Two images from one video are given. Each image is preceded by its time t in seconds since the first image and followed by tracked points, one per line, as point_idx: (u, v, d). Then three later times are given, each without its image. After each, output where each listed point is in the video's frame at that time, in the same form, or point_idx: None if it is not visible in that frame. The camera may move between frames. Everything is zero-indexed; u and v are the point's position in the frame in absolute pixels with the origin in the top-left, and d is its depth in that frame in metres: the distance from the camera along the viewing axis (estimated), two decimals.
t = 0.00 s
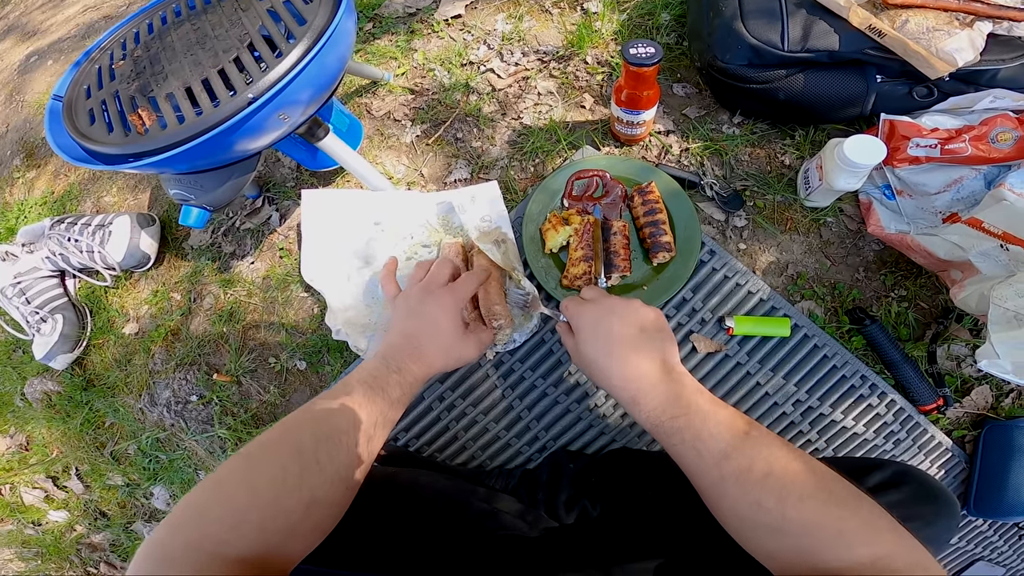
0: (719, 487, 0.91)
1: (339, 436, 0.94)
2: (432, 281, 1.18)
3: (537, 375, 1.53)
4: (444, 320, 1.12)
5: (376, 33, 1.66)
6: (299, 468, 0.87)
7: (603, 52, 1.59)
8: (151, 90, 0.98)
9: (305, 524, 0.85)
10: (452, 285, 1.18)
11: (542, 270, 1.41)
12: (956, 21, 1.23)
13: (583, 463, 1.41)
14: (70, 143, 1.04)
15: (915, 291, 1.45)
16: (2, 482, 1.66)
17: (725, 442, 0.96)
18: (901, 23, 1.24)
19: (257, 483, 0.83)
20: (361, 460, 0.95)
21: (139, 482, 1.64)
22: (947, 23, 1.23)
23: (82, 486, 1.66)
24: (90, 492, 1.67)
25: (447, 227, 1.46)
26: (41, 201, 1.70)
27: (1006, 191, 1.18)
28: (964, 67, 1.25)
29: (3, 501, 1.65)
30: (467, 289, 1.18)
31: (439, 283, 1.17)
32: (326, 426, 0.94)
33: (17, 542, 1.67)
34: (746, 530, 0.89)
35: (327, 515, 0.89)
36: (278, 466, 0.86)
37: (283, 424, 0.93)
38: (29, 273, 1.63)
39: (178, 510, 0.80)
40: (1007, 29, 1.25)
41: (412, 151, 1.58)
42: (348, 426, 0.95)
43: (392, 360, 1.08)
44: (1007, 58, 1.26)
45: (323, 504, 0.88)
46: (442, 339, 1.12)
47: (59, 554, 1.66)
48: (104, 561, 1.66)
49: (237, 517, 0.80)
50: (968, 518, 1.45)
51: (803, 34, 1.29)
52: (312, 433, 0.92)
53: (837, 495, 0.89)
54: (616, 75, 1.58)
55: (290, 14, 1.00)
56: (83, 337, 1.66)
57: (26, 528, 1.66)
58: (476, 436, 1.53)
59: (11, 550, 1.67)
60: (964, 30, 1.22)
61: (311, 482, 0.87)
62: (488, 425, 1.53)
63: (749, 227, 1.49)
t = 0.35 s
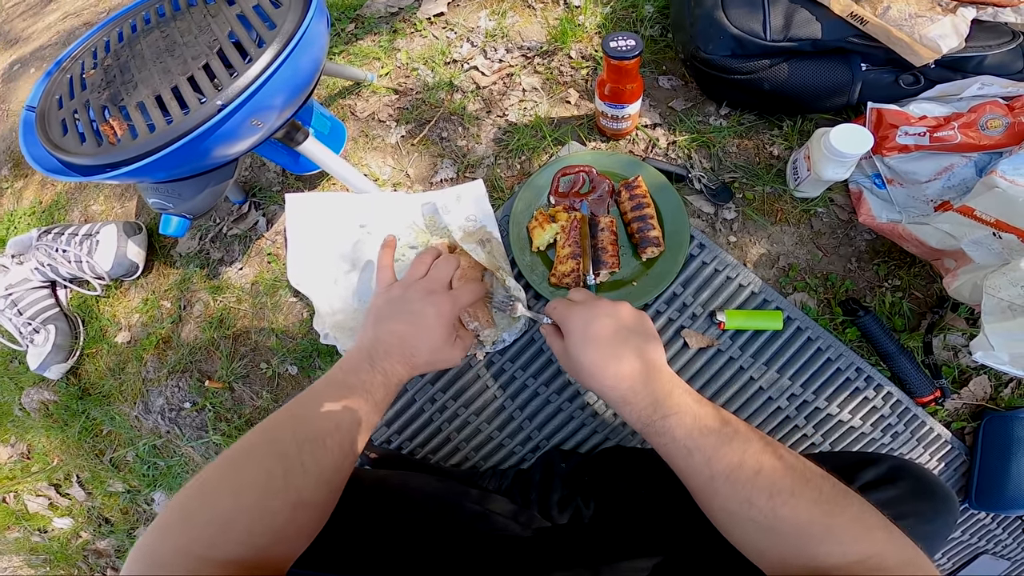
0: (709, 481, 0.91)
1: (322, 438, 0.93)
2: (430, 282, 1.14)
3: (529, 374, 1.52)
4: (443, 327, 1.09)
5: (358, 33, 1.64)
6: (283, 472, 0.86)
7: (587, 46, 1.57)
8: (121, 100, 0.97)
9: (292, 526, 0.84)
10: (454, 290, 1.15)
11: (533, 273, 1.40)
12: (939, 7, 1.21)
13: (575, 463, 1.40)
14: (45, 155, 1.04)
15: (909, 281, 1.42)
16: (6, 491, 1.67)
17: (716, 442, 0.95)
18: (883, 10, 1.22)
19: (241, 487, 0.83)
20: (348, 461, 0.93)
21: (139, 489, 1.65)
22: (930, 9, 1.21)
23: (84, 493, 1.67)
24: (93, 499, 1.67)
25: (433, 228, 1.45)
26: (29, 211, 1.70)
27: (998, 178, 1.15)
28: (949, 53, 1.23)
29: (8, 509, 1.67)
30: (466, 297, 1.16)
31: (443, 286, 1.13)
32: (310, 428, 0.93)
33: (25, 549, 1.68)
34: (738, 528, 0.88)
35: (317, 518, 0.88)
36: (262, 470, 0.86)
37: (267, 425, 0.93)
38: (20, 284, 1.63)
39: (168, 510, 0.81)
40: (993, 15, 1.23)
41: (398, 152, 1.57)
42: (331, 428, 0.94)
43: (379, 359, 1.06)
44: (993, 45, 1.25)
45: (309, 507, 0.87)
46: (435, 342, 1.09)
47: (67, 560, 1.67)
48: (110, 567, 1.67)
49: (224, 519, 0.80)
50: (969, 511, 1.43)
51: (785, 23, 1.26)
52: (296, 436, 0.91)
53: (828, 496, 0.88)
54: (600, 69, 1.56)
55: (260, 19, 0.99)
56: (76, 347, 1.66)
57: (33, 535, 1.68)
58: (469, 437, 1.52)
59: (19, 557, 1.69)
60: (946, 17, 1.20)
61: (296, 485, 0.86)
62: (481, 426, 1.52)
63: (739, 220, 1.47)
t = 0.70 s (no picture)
0: (668, 466, 0.89)
1: (287, 447, 0.93)
2: (396, 288, 1.11)
3: (514, 375, 1.51)
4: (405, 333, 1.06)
5: (329, 39, 1.63)
6: (250, 482, 0.86)
7: (559, 41, 1.56)
8: (77, 118, 0.98)
9: (265, 536, 0.83)
10: (417, 295, 1.11)
11: (509, 269, 1.37)
12: None
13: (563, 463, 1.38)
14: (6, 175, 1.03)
15: (895, 264, 1.40)
16: (12, 507, 1.68)
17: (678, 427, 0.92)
18: None
19: (209, 499, 0.83)
20: (316, 467, 0.93)
21: (140, 501, 1.65)
22: None
23: (87, 507, 1.67)
24: (96, 513, 1.68)
25: (411, 232, 1.44)
26: (12, 231, 1.71)
27: (977, 157, 1.14)
28: (917, 32, 1.22)
29: (16, 524, 1.68)
30: (431, 301, 1.12)
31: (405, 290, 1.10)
32: (274, 438, 0.93)
33: (37, 562, 1.70)
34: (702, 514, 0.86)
35: (290, 528, 0.87)
36: (229, 481, 0.85)
37: (233, 439, 0.93)
38: (7, 305, 1.64)
39: (141, 525, 0.81)
40: None
41: (373, 156, 1.56)
42: (296, 436, 0.94)
43: (342, 368, 1.04)
44: (961, 23, 1.23)
45: (280, 516, 0.86)
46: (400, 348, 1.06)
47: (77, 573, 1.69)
48: None
49: (194, 532, 0.79)
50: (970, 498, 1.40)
51: (751, 7, 1.26)
52: (260, 447, 0.91)
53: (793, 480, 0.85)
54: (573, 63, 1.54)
55: (210, 32, 0.99)
56: (67, 365, 1.66)
57: (43, 549, 1.69)
58: (457, 441, 1.52)
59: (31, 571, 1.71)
60: None
61: (264, 494, 0.86)
62: (468, 429, 1.51)
63: (719, 209, 1.44)
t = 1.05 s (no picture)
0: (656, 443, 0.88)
1: (266, 458, 0.92)
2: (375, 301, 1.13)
3: (508, 378, 1.50)
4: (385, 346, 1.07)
5: (311, 44, 1.62)
6: (229, 495, 0.86)
7: (541, 38, 1.55)
8: (49, 135, 0.98)
9: (246, 546, 0.84)
10: (397, 306, 1.13)
11: (496, 270, 1.35)
12: None
13: (557, 467, 1.34)
14: None
15: (892, 255, 1.37)
16: (22, 519, 1.69)
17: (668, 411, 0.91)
18: None
19: (190, 513, 0.83)
20: (297, 477, 0.93)
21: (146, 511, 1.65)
22: None
23: (95, 517, 1.68)
24: (105, 522, 1.68)
25: (398, 239, 1.43)
26: (7, 247, 1.72)
27: (969, 146, 1.11)
28: (901, 18, 1.21)
29: (28, 535, 1.69)
30: (410, 312, 1.14)
31: (385, 302, 1.12)
32: (253, 450, 0.92)
33: (51, 572, 1.72)
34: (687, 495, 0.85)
35: (273, 537, 0.87)
36: (207, 494, 0.85)
37: (214, 451, 0.92)
38: (4, 322, 1.64)
39: (129, 538, 0.81)
40: None
41: (359, 162, 1.55)
42: (274, 447, 0.94)
43: (321, 380, 1.03)
44: (946, 8, 1.23)
45: (262, 525, 0.86)
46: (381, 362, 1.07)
47: None
48: None
49: (174, 546, 0.80)
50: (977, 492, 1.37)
51: None
52: (238, 459, 0.91)
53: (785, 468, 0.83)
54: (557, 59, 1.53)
55: (177, 43, 0.99)
56: (67, 379, 1.66)
57: (56, 559, 1.71)
58: (453, 446, 1.51)
59: None
60: None
61: (245, 505, 0.86)
62: (464, 434, 1.51)
63: (710, 204, 1.42)
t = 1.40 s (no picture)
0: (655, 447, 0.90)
1: (262, 463, 0.93)
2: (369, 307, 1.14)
3: (511, 382, 1.51)
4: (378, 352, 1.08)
5: (316, 50, 1.64)
6: (224, 499, 0.86)
7: (544, 44, 1.56)
8: (60, 139, 0.99)
9: (242, 550, 0.84)
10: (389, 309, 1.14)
11: (499, 273, 1.37)
12: None
13: (560, 469, 1.35)
14: None
15: (893, 258, 1.38)
16: (26, 521, 1.69)
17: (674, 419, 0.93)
18: None
19: (184, 519, 0.83)
20: (293, 480, 0.93)
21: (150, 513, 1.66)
22: None
23: (99, 519, 1.69)
24: (109, 524, 1.69)
25: (402, 242, 1.44)
26: (14, 251, 1.73)
27: (969, 149, 1.13)
28: (900, 23, 1.22)
29: (31, 536, 1.70)
30: (403, 311, 1.14)
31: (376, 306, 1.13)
32: (248, 454, 0.93)
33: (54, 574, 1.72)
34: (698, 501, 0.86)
35: (269, 540, 0.87)
36: (202, 500, 0.86)
37: (210, 457, 0.93)
38: (10, 325, 1.65)
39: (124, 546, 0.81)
40: None
41: (364, 167, 1.56)
42: (270, 452, 0.94)
43: (316, 385, 1.04)
44: (943, 13, 1.24)
45: (257, 529, 0.87)
46: (377, 365, 1.08)
47: None
48: None
49: (169, 551, 0.80)
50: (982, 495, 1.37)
51: (731, 3, 1.26)
52: (234, 464, 0.91)
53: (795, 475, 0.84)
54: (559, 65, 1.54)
55: (186, 48, 1.01)
56: (72, 381, 1.67)
57: (60, 561, 1.71)
58: (457, 448, 1.52)
59: None
60: None
61: (240, 509, 0.87)
62: (468, 437, 1.51)
63: (711, 208, 1.43)
